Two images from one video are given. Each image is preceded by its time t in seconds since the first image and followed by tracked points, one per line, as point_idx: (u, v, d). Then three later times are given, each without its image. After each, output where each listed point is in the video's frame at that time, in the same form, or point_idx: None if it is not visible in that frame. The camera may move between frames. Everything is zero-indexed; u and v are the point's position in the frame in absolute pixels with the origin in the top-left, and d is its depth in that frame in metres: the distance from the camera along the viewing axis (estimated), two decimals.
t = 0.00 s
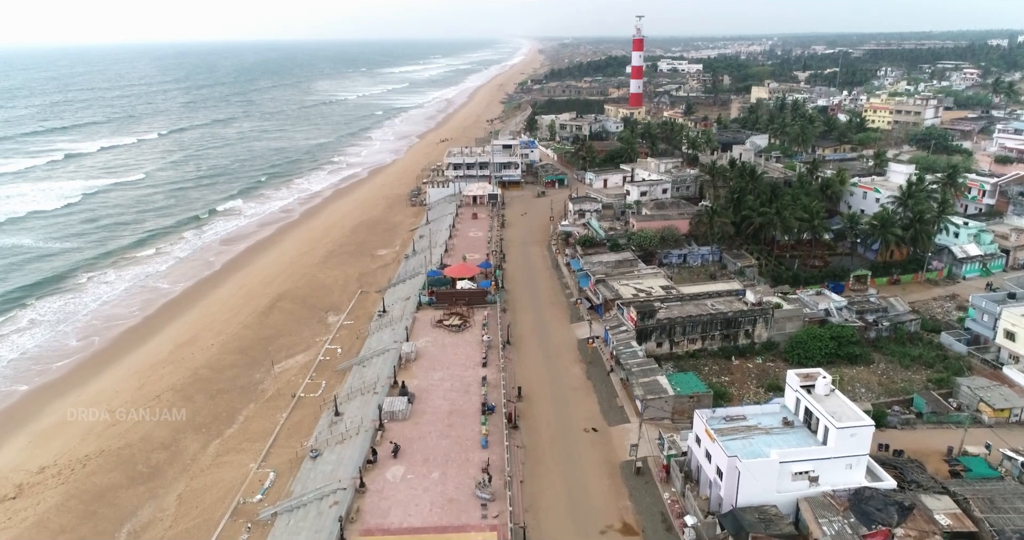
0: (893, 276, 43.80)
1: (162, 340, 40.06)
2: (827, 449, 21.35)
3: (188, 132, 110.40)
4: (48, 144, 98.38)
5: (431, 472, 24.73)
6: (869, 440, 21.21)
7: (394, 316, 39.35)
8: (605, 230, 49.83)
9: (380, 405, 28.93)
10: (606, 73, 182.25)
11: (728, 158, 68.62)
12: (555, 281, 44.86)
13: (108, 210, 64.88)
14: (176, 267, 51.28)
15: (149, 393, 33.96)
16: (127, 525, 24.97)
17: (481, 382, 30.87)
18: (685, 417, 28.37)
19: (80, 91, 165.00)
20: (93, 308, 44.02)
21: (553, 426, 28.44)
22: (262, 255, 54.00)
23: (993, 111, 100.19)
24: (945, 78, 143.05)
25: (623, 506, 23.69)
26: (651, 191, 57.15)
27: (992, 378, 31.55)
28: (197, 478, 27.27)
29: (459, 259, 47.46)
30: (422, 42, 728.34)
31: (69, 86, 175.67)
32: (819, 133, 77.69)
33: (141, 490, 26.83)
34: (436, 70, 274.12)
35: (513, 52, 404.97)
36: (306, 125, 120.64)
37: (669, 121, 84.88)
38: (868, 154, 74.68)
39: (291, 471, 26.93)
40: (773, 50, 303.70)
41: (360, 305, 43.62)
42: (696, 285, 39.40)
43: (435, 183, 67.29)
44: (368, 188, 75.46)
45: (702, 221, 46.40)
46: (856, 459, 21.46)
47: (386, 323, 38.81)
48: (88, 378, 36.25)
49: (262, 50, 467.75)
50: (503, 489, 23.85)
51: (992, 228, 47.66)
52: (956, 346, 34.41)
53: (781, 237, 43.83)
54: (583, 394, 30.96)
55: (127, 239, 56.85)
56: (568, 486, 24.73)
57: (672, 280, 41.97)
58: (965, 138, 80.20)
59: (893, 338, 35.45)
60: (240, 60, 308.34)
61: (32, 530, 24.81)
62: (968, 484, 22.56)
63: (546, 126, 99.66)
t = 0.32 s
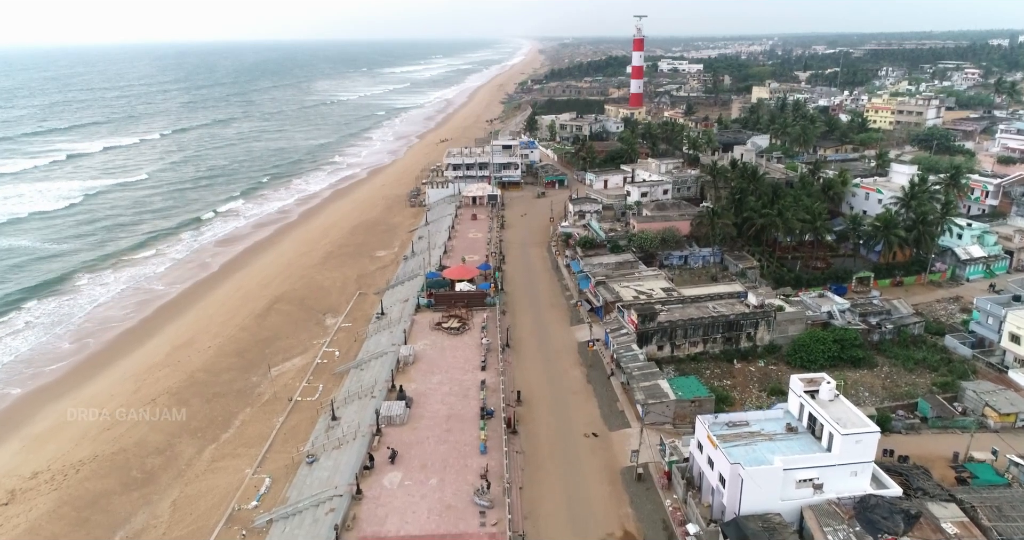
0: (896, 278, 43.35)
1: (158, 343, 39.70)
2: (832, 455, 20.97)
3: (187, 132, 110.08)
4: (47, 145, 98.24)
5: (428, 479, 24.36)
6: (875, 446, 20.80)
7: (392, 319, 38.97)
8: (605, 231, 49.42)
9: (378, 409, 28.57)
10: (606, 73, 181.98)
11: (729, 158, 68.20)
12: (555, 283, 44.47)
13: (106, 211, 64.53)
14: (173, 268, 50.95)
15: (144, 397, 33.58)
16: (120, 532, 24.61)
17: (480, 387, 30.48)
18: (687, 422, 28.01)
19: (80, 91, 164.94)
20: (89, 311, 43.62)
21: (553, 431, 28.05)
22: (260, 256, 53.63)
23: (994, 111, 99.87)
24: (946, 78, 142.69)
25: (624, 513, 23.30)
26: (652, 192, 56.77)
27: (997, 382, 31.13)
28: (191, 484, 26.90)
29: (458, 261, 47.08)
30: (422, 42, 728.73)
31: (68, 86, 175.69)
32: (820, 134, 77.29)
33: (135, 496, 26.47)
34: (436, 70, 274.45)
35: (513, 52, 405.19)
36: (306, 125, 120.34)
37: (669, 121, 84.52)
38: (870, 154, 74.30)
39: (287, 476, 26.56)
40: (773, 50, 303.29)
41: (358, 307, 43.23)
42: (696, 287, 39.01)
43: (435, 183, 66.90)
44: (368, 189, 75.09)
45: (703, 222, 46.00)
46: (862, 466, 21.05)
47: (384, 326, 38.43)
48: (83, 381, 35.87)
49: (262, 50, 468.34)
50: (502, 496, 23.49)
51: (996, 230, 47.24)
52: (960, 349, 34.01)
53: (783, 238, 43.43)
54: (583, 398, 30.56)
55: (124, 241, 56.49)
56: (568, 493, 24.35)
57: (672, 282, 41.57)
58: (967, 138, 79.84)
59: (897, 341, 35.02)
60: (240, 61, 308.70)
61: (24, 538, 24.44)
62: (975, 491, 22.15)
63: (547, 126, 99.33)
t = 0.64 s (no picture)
0: (900, 280, 42.91)
1: (154, 346, 39.28)
2: (836, 463, 20.53)
3: (186, 133, 109.73)
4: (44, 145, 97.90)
5: (426, 486, 23.94)
6: (880, 453, 20.39)
7: (390, 321, 38.54)
8: (605, 233, 49.00)
9: (375, 415, 28.17)
10: (606, 73, 181.68)
11: (730, 158, 67.69)
12: (554, 285, 44.03)
13: (103, 212, 64.14)
14: (169, 270, 50.58)
15: (138, 402, 33.17)
16: None
17: (478, 391, 30.07)
18: (689, 427, 27.59)
19: (79, 91, 164.99)
20: (84, 313, 43.20)
21: (552, 437, 27.61)
22: (257, 258, 53.23)
23: (996, 111, 99.44)
24: (947, 78, 142.28)
25: (625, 521, 22.88)
26: (652, 193, 56.33)
27: (1003, 386, 30.66)
28: (185, 491, 26.47)
29: (457, 263, 46.68)
30: (422, 41, 728.19)
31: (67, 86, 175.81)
32: (822, 134, 76.87)
33: (128, 503, 26.05)
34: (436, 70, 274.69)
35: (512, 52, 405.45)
36: (306, 126, 119.98)
37: (670, 121, 84.09)
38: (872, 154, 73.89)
39: (282, 483, 26.15)
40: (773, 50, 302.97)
41: (356, 310, 42.78)
42: (698, 289, 38.56)
43: (434, 185, 66.49)
44: (367, 189, 74.65)
45: (704, 223, 45.58)
46: (867, 474, 20.61)
47: (382, 329, 38.01)
48: (77, 385, 35.46)
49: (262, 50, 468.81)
50: (500, 504, 23.06)
51: (1000, 231, 46.80)
52: (965, 353, 33.57)
53: (785, 240, 42.98)
54: (583, 403, 30.13)
55: (121, 243, 56.04)
56: (568, 501, 23.93)
57: (673, 285, 41.15)
58: (969, 138, 79.46)
59: (901, 344, 34.61)
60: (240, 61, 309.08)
61: None
62: (983, 499, 21.72)
63: (546, 126, 98.86)
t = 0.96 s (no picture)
0: (903, 282, 42.46)
1: (149, 349, 38.88)
2: (841, 472, 20.09)
3: (184, 133, 109.28)
4: (41, 145, 97.58)
5: (423, 494, 23.50)
6: (887, 462, 19.94)
7: (388, 324, 38.13)
8: (605, 234, 48.54)
9: (371, 420, 27.74)
10: (606, 73, 181.34)
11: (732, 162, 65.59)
12: (554, 287, 43.61)
13: (100, 214, 63.70)
14: (165, 272, 50.16)
15: (132, 406, 32.72)
16: None
17: (476, 396, 29.64)
18: (691, 433, 27.15)
19: (78, 91, 164.67)
20: (78, 316, 42.72)
21: (552, 443, 27.15)
22: (254, 260, 52.80)
23: (998, 111, 99.02)
24: (949, 78, 141.80)
25: (625, 530, 22.47)
26: (653, 194, 55.93)
27: (1009, 390, 30.25)
28: (178, 498, 26.04)
29: (456, 264, 46.24)
30: (422, 42, 732.77)
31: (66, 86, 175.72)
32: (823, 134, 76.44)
33: (120, 511, 25.62)
34: (435, 70, 274.73)
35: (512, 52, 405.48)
36: (305, 126, 119.58)
37: (670, 121, 83.69)
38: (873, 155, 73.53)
39: (277, 490, 25.73)
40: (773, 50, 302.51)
41: (354, 312, 42.35)
42: (699, 292, 38.13)
43: (432, 185, 66.03)
44: (365, 190, 74.21)
45: (705, 224, 45.11)
46: (873, 483, 20.16)
47: (379, 332, 37.58)
48: (70, 389, 35.02)
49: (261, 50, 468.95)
50: (499, 513, 22.63)
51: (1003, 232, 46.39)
52: (970, 356, 33.14)
53: (787, 242, 42.54)
54: (583, 408, 29.70)
55: (117, 245, 55.58)
56: (568, 509, 23.50)
57: (674, 287, 40.72)
58: (971, 139, 79.10)
59: (905, 347, 34.20)
60: (240, 62, 309.20)
61: None
62: (992, 508, 21.28)
63: (546, 126, 98.44)
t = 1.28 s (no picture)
0: (906, 285, 41.97)
1: (145, 352, 38.44)
2: (848, 481, 19.59)
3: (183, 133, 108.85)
4: (39, 146, 97.20)
5: (420, 503, 23.03)
6: (895, 471, 19.49)
7: (386, 328, 37.65)
8: (606, 235, 48.06)
9: (368, 426, 27.26)
10: (606, 73, 180.93)
11: (731, 161, 66.67)
12: (554, 290, 43.17)
13: (97, 215, 63.27)
14: (161, 273, 49.73)
15: (126, 411, 32.27)
16: None
17: (475, 401, 29.16)
18: (692, 440, 26.71)
19: (77, 91, 164.50)
20: (73, 319, 42.28)
21: (552, 450, 26.66)
22: (252, 261, 52.34)
23: (1001, 111, 98.53)
24: (951, 78, 141.25)
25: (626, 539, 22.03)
26: (654, 195, 55.48)
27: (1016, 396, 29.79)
28: (171, 506, 25.59)
29: (454, 267, 45.78)
30: (422, 41, 733.92)
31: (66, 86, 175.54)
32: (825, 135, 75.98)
33: (112, 519, 25.16)
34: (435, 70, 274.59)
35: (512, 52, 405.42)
36: (305, 126, 119.16)
37: (671, 122, 83.25)
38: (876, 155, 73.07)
39: (272, 498, 25.27)
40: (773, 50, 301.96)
41: (352, 315, 41.91)
42: (700, 294, 37.67)
43: (432, 186, 65.58)
44: (365, 191, 73.75)
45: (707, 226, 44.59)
46: (880, 493, 19.69)
47: (377, 335, 37.13)
48: (63, 393, 34.57)
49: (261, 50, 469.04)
50: (498, 522, 22.17)
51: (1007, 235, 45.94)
52: (976, 361, 32.66)
53: (790, 244, 42.04)
54: (583, 413, 29.24)
55: (113, 247, 55.12)
56: (568, 517, 23.08)
57: (675, 289, 40.25)
58: (973, 139, 78.64)
59: (909, 351, 33.71)
60: (240, 62, 309.41)
61: None
62: (1001, 519, 20.81)
63: (546, 126, 98.00)
